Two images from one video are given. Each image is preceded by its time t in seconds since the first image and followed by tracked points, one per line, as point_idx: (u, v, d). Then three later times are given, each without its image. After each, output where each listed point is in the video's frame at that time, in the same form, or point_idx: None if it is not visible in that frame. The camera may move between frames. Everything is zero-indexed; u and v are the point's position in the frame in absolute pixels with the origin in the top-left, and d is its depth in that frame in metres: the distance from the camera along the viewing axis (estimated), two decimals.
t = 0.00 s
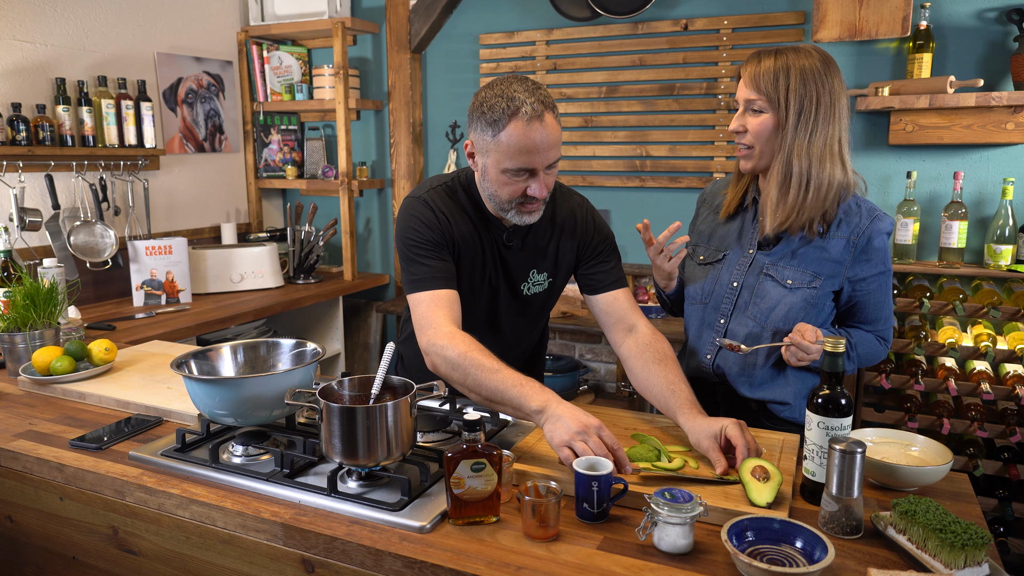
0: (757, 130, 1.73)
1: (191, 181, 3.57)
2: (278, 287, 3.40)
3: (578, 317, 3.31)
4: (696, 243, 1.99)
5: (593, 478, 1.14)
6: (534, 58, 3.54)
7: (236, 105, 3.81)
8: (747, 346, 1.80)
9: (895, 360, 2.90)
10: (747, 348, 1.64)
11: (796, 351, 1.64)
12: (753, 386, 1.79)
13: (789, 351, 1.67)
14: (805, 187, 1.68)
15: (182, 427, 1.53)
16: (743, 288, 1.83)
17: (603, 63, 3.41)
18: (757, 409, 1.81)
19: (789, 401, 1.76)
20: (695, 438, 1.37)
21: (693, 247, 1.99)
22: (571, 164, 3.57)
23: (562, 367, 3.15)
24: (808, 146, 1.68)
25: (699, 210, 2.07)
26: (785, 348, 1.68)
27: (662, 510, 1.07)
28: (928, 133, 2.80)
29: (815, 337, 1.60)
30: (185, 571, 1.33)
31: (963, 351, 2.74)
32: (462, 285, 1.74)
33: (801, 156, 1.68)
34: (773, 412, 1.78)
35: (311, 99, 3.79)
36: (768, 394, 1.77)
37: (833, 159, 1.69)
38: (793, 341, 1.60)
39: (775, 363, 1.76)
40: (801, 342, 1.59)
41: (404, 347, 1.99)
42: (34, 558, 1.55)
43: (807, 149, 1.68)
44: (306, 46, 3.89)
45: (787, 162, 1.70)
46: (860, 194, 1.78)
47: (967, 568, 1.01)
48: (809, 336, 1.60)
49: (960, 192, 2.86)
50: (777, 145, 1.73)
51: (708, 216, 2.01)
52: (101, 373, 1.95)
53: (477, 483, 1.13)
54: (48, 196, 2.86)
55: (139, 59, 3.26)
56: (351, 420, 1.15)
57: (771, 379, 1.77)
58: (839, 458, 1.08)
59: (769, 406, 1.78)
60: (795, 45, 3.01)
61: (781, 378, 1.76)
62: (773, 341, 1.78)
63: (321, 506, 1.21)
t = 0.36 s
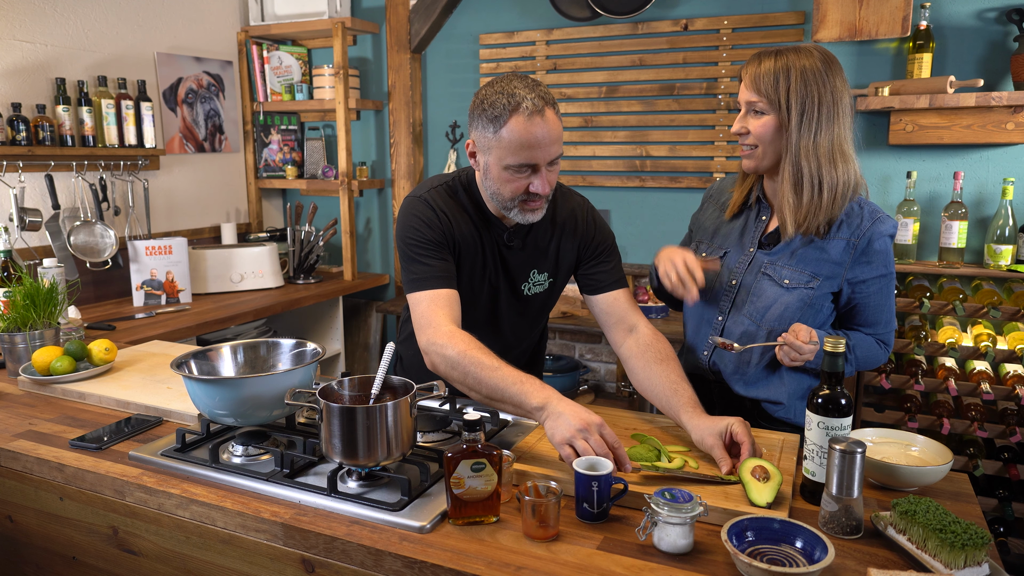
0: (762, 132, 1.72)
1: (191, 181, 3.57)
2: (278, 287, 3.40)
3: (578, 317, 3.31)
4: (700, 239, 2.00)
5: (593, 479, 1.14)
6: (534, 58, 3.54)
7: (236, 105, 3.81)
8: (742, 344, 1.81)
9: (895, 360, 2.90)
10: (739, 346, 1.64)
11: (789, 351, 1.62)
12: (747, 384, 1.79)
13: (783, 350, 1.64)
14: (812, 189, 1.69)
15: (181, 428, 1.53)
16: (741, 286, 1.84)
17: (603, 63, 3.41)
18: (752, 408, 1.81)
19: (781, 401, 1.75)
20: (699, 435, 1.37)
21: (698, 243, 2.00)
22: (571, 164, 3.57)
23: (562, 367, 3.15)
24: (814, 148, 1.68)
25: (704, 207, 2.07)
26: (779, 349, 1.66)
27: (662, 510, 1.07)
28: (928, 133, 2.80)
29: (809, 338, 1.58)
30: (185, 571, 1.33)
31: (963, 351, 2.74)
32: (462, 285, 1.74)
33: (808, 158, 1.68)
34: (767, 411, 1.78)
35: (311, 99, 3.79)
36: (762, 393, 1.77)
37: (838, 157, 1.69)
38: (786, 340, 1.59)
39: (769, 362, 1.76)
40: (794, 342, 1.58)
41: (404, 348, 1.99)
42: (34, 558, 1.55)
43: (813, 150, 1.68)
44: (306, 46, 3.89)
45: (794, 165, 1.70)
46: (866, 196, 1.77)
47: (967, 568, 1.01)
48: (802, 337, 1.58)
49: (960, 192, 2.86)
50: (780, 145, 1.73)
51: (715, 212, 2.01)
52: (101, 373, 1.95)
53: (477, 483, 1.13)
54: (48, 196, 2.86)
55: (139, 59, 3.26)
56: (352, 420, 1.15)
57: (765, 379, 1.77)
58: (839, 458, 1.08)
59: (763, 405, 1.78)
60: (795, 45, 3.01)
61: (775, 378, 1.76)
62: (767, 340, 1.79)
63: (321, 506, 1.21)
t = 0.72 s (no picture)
0: (769, 136, 1.72)
1: (191, 181, 3.57)
2: (278, 288, 3.40)
3: (578, 318, 3.31)
4: (705, 238, 2.00)
5: (593, 478, 1.14)
6: (534, 58, 3.54)
7: (236, 105, 3.81)
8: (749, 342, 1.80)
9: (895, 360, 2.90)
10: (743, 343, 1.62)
11: (795, 346, 1.61)
12: (755, 383, 1.79)
13: (790, 347, 1.63)
14: (821, 191, 1.68)
15: (181, 428, 1.53)
16: (748, 283, 1.84)
17: (603, 63, 3.41)
18: (759, 407, 1.80)
19: (789, 399, 1.75)
20: (701, 434, 1.38)
21: (703, 242, 1.99)
22: (571, 164, 3.57)
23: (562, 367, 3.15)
24: (821, 149, 1.68)
25: (709, 207, 2.07)
26: (785, 346, 1.65)
27: (661, 510, 1.07)
28: (927, 133, 2.80)
29: (815, 333, 1.56)
30: (185, 571, 1.33)
31: (963, 351, 2.75)
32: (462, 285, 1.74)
33: (816, 159, 1.67)
34: (774, 410, 1.78)
35: (311, 99, 3.79)
36: (769, 392, 1.76)
37: (845, 158, 1.69)
38: (791, 337, 1.57)
39: (777, 360, 1.75)
40: (801, 338, 1.56)
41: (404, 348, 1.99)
42: (34, 558, 1.55)
43: (821, 152, 1.68)
44: (306, 46, 3.89)
45: (803, 167, 1.69)
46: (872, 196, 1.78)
47: (967, 568, 1.01)
48: (807, 333, 1.56)
49: (960, 192, 2.86)
50: (789, 148, 1.72)
51: (720, 212, 2.01)
52: (101, 373, 1.95)
53: (477, 483, 1.13)
54: (49, 196, 2.86)
55: (139, 59, 3.26)
56: (351, 420, 1.15)
57: (773, 378, 1.76)
58: (839, 458, 1.08)
59: (770, 404, 1.77)
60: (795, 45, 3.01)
61: (782, 377, 1.75)
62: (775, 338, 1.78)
63: (321, 506, 1.21)
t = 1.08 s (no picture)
0: (769, 133, 1.72)
1: (191, 181, 3.57)
2: (278, 287, 3.40)
3: (578, 317, 3.31)
4: (705, 239, 2.00)
5: (593, 479, 1.14)
6: (534, 58, 3.54)
7: (236, 105, 3.81)
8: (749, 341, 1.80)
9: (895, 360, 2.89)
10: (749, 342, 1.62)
11: (800, 346, 1.60)
12: (755, 383, 1.78)
13: (793, 345, 1.63)
14: (820, 190, 1.69)
15: (181, 428, 1.53)
16: (748, 283, 1.84)
17: (603, 63, 3.41)
18: (760, 408, 1.80)
19: (789, 400, 1.75)
20: (700, 433, 1.38)
21: (704, 243, 1.99)
22: (571, 164, 3.57)
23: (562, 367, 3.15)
24: (818, 147, 1.68)
25: (710, 208, 2.07)
26: (789, 343, 1.64)
27: (662, 510, 1.07)
28: (927, 133, 2.80)
29: (819, 332, 1.55)
30: (185, 572, 1.33)
31: (963, 351, 2.75)
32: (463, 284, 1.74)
33: (813, 158, 1.68)
34: (775, 411, 1.78)
35: (311, 99, 3.79)
36: (770, 392, 1.76)
37: (843, 156, 1.69)
38: (796, 335, 1.56)
39: (778, 360, 1.75)
40: (805, 336, 1.54)
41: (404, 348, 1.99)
42: (34, 558, 1.55)
43: (819, 150, 1.68)
44: (306, 46, 3.89)
45: (801, 165, 1.69)
46: (872, 194, 1.77)
47: (967, 568, 1.01)
48: (812, 331, 1.55)
49: (960, 192, 2.86)
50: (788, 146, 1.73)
51: (721, 213, 2.01)
52: (101, 373, 1.95)
53: (477, 483, 1.13)
54: (49, 196, 2.86)
55: (139, 59, 3.26)
56: (351, 420, 1.15)
57: (774, 378, 1.76)
58: (839, 458, 1.08)
59: (771, 405, 1.77)
60: (795, 45, 3.01)
61: (783, 377, 1.75)
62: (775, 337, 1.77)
63: (321, 506, 1.21)
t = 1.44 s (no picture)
0: (768, 133, 1.73)
1: (191, 181, 3.57)
2: (278, 287, 3.40)
3: (578, 318, 3.31)
4: (710, 240, 2.00)
5: (593, 479, 1.14)
6: (534, 58, 3.54)
7: (236, 105, 3.81)
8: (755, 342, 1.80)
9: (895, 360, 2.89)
10: (752, 339, 1.62)
11: (804, 345, 1.59)
12: (761, 384, 1.78)
13: (797, 345, 1.62)
14: (823, 189, 1.69)
15: (181, 427, 1.53)
16: (754, 284, 1.84)
17: (603, 63, 3.41)
18: (765, 408, 1.82)
19: (796, 401, 1.75)
20: (701, 431, 1.38)
21: (708, 244, 1.99)
22: (571, 164, 3.57)
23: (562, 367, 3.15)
24: (820, 147, 1.68)
25: (716, 209, 2.07)
26: (794, 343, 1.64)
27: (661, 510, 1.07)
28: (928, 133, 2.80)
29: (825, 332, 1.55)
30: (185, 572, 1.33)
31: (963, 351, 2.75)
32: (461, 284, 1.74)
33: (816, 157, 1.68)
34: (780, 411, 1.78)
35: (311, 99, 3.79)
36: (776, 393, 1.76)
37: (846, 157, 1.69)
38: (801, 335, 1.56)
39: (784, 361, 1.75)
40: (811, 337, 1.54)
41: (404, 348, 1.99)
42: (34, 558, 1.55)
43: (821, 149, 1.68)
44: (306, 46, 3.89)
45: (803, 164, 1.69)
46: (877, 195, 1.77)
47: (967, 568, 1.01)
48: (818, 331, 1.54)
49: (960, 192, 2.86)
50: (789, 146, 1.73)
51: (726, 214, 2.01)
52: (101, 373, 1.95)
53: (477, 483, 1.13)
54: (49, 196, 2.86)
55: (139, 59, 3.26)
56: (351, 420, 1.15)
57: (780, 379, 1.76)
58: (839, 458, 1.08)
59: (777, 406, 1.77)
60: (795, 45, 3.01)
61: (789, 377, 1.75)
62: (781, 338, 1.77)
63: (321, 506, 1.21)
